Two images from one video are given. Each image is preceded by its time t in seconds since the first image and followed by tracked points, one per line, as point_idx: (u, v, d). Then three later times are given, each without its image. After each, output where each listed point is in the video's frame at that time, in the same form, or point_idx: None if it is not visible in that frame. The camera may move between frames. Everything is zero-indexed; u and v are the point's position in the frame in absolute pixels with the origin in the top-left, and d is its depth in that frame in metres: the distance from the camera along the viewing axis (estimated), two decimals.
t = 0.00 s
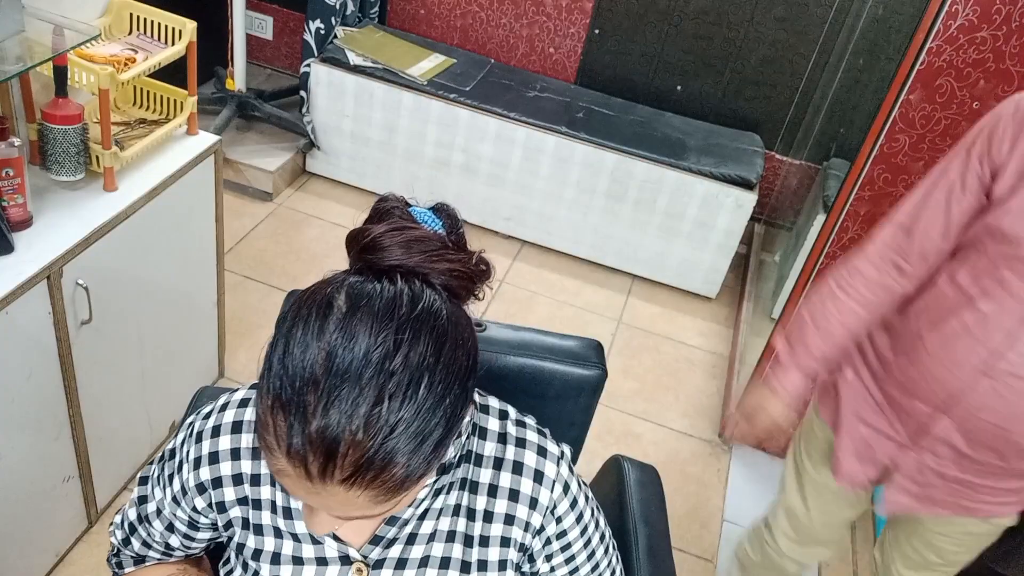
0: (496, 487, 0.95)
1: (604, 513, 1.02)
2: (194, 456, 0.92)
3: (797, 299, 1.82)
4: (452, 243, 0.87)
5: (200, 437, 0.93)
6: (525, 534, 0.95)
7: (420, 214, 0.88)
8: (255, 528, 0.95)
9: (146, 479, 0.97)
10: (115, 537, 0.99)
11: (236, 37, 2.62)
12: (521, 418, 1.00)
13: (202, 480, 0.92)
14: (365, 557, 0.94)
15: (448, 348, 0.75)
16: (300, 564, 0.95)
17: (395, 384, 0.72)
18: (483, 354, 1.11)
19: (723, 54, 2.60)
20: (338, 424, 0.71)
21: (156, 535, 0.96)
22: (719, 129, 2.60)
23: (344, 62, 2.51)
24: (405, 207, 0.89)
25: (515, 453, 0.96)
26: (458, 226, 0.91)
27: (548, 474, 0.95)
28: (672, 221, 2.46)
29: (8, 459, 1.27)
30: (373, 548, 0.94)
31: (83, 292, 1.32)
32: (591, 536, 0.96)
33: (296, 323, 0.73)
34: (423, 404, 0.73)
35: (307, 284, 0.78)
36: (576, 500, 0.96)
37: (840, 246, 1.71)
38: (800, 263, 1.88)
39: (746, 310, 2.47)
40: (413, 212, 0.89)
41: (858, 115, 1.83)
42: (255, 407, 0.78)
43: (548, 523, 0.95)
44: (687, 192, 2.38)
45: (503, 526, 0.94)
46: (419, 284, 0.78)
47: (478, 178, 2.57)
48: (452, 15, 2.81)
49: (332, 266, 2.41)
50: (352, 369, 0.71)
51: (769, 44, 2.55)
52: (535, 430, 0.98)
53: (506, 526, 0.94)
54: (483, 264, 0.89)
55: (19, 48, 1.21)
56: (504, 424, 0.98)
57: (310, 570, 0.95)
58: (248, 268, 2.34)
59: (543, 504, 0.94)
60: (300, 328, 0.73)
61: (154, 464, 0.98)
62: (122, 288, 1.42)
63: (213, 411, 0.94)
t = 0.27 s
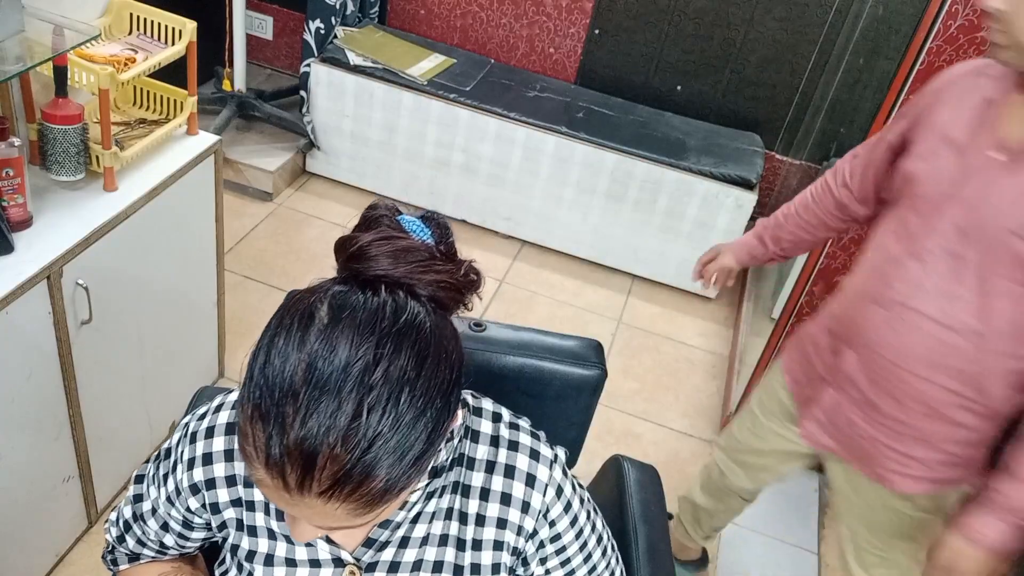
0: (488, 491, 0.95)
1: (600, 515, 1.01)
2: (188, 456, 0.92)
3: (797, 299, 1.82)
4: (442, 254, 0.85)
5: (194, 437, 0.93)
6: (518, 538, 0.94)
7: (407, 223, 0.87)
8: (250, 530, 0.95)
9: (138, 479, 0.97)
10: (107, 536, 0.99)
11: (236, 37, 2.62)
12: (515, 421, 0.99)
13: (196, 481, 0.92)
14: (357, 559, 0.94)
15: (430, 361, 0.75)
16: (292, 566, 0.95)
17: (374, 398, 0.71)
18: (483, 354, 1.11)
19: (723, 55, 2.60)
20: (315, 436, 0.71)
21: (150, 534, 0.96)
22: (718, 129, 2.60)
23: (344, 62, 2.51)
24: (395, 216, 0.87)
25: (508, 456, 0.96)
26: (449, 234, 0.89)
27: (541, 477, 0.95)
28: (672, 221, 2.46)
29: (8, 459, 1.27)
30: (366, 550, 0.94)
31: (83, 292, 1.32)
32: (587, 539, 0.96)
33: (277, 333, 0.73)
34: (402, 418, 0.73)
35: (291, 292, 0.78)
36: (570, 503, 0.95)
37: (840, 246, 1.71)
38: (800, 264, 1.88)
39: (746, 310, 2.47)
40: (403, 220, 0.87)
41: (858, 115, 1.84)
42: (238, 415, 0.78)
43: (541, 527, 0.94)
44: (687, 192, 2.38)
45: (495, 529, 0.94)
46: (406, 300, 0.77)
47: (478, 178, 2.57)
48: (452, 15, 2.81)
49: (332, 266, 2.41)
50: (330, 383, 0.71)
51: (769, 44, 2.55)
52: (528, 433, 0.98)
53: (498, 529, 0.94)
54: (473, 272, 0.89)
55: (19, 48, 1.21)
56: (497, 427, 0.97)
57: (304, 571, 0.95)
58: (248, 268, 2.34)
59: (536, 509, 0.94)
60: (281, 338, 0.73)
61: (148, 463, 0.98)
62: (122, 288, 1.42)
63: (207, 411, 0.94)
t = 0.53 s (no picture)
0: (483, 492, 0.95)
1: (596, 515, 1.01)
2: (183, 458, 0.92)
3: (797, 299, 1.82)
4: (423, 258, 0.87)
5: (190, 439, 0.93)
6: (513, 538, 0.95)
7: (386, 232, 0.88)
8: (246, 531, 0.95)
9: (134, 480, 0.98)
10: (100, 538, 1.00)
11: (237, 37, 2.62)
12: (511, 422, 1.00)
13: (192, 482, 0.92)
14: (353, 561, 0.94)
15: (416, 375, 0.75)
16: (289, 567, 0.95)
17: (362, 416, 0.71)
18: (483, 354, 1.11)
19: (723, 55, 2.60)
20: (305, 459, 0.71)
21: (146, 537, 0.97)
22: (718, 129, 2.60)
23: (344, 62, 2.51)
24: (372, 225, 0.89)
25: (502, 457, 0.96)
26: (428, 238, 0.91)
27: (535, 478, 0.95)
28: (672, 221, 2.46)
29: (8, 459, 1.27)
30: (362, 552, 0.94)
31: (83, 292, 1.32)
32: (583, 539, 0.96)
33: (261, 357, 0.73)
34: (391, 435, 0.73)
35: (274, 313, 0.78)
36: (565, 504, 0.95)
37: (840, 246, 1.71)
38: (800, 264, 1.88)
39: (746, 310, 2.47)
40: (381, 229, 0.88)
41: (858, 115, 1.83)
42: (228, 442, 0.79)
43: (536, 528, 0.94)
44: (687, 192, 2.38)
45: (489, 531, 0.94)
46: (392, 308, 0.78)
47: (478, 178, 2.57)
48: (452, 15, 2.81)
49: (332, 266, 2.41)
50: (316, 404, 0.71)
51: (769, 44, 2.55)
52: (523, 434, 0.98)
53: (491, 531, 0.94)
54: (456, 275, 0.90)
55: (19, 48, 1.21)
56: (492, 428, 0.98)
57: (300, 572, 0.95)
58: (248, 268, 2.34)
59: (530, 510, 0.94)
60: (265, 362, 0.73)
61: (143, 465, 0.98)
62: (122, 287, 1.42)
63: (203, 412, 0.94)
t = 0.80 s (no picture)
0: (481, 492, 0.95)
1: (595, 510, 1.01)
2: (184, 462, 0.92)
3: (797, 299, 1.82)
4: (382, 266, 0.86)
5: (190, 443, 0.92)
6: (512, 538, 0.95)
7: (342, 249, 0.87)
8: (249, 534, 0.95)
9: (135, 486, 0.98)
10: (102, 544, 0.99)
11: (237, 37, 2.62)
12: (508, 421, 0.99)
13: (194, 486, 0.92)
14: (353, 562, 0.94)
15: (394, 386, 0.75)
16: (292, 569, 0.97)
17: (346, 437, 0.71)
18: (482, 354, 1.11)
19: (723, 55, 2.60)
20: (300, 492, 0.71)
21: (147, 542, 0.96)
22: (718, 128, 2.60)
23: (343, 62, 2.51)
24: (324, 242, 0.88)
25: (500, 456, 0.96)
26: (385, 244, 0.90)
27: (533, 478, 0.95)
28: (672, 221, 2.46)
29: (8, 458, 1.27)
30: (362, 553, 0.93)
31: (83, 292, 1.32)
32: (582, 535, 0.96)
33: (240, 394, 0.74)
34: (380, 450, 0.73)
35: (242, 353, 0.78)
36: (563, 502, 0.95)
37: (840, 246, 1.71)
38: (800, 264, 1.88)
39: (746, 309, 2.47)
40: (334, 245, 0.88)
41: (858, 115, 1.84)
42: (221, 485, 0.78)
43: (535, 527, 0.94)
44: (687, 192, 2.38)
45: (489, 529, 0.94)
46: (357, 326, 0.77)
47: (478, 178, 2.57)
48: (452, 15, 2.81)
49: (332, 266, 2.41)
50: (298, 435, 0.71)
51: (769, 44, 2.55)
52: (521, 433, 0.98)
53: (490, 530, 0.95)
54: (422, 278, 0.89)
55: (19, 48, 1.21)
56: (490, 428, 0.97)
57: None
58: (249, 268, 2.34)
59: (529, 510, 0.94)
60: (244, 397, 0.73)
61: (142, 470, 0.98)
62: (122, 287, 1.42)
63: (202, 417, 0.94)
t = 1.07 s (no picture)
0: (481, 493, 0.95)
1: (596, 506, 1.01)
2: (187, 465, 0.92)
3: (797, 300, 1.82)
4: (370, 280, 0.87)
5: (192, 446, 0.93)
6: (512, 538, 0.95)
7: (329, 264, 0.87)
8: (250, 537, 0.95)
9: (138, 488, 0.98)
10: (106, 545, 0.99)
11: (237, 37, 2.62)
12: (506, 421, 0.99)
13: (196, 489, 0.92)
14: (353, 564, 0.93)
15: (385, 401, 0.74)
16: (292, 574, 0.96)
17: (338, 455, 0.71)
18: (483, 354, 1.11)
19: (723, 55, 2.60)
20: (295, 511, 0.71)
21: (150, 544, 0.96)
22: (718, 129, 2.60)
23: (344, 62, 2.51)
24: (312, 258, 0.88)
25: (499, 458, 0.96)
26: (373, 257, 0.90)
27: (532, 479, 0.95)
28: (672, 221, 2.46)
29: (8, 458, 1.27)
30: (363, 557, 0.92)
31: (83, 292, 1.31)
32: (583, 531, 0.96)
33: (233, 414, 0.74)
34: (373, 467, 0.72)
35: (235, 372, 0.79)
36: (564, 501, 0.95)
37: (840, 246, 1.71)
38: (800, 264, 1.88)
39: (747, 310, 2.47)
40: (321, 260, 0.88)
41: (858, 115, 1.84)
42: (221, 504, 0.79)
43: (535, 527, 0.95)
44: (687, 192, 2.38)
45: (489, 529, 0.95)
46: (347, 342, 0.77)
47: (478, 178, 2.57)
48: (452, 15, 2.81)
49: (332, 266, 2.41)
50: (291, 453, 0.71)
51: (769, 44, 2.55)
52: (520, 433, 0.98)
53: (491, 529, 0.95)
54: (410, 292, 0.89)
55: (20, 47, 1.21)
56: (489, 429, 0.97)
57: None
58: (249, 268, 2.34)
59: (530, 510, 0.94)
60: (237, 417, 0.74)
61: (143, 474, 0.98)
62: (122, 287, 1.42)
63: (202, 421, 0.95)
